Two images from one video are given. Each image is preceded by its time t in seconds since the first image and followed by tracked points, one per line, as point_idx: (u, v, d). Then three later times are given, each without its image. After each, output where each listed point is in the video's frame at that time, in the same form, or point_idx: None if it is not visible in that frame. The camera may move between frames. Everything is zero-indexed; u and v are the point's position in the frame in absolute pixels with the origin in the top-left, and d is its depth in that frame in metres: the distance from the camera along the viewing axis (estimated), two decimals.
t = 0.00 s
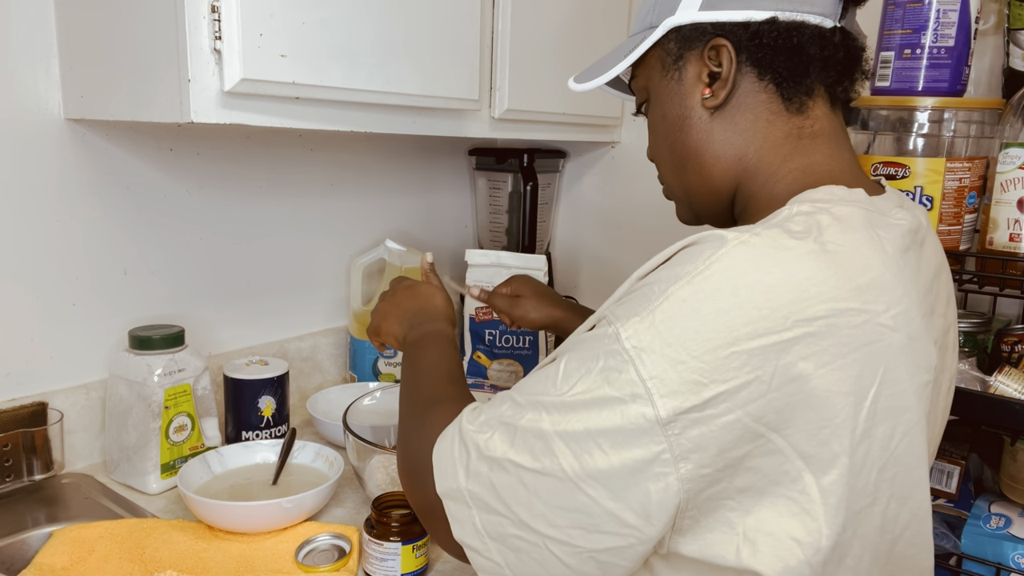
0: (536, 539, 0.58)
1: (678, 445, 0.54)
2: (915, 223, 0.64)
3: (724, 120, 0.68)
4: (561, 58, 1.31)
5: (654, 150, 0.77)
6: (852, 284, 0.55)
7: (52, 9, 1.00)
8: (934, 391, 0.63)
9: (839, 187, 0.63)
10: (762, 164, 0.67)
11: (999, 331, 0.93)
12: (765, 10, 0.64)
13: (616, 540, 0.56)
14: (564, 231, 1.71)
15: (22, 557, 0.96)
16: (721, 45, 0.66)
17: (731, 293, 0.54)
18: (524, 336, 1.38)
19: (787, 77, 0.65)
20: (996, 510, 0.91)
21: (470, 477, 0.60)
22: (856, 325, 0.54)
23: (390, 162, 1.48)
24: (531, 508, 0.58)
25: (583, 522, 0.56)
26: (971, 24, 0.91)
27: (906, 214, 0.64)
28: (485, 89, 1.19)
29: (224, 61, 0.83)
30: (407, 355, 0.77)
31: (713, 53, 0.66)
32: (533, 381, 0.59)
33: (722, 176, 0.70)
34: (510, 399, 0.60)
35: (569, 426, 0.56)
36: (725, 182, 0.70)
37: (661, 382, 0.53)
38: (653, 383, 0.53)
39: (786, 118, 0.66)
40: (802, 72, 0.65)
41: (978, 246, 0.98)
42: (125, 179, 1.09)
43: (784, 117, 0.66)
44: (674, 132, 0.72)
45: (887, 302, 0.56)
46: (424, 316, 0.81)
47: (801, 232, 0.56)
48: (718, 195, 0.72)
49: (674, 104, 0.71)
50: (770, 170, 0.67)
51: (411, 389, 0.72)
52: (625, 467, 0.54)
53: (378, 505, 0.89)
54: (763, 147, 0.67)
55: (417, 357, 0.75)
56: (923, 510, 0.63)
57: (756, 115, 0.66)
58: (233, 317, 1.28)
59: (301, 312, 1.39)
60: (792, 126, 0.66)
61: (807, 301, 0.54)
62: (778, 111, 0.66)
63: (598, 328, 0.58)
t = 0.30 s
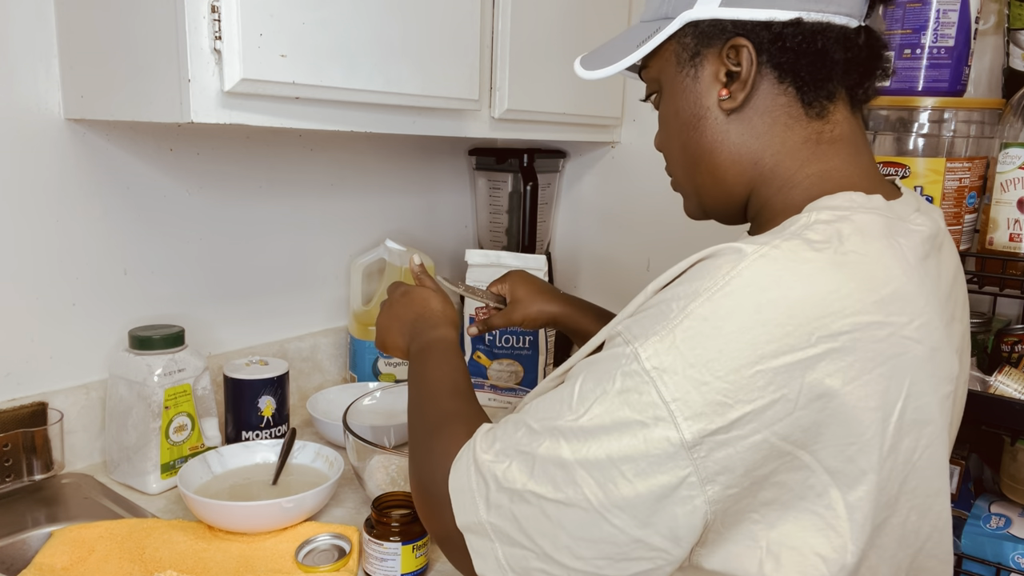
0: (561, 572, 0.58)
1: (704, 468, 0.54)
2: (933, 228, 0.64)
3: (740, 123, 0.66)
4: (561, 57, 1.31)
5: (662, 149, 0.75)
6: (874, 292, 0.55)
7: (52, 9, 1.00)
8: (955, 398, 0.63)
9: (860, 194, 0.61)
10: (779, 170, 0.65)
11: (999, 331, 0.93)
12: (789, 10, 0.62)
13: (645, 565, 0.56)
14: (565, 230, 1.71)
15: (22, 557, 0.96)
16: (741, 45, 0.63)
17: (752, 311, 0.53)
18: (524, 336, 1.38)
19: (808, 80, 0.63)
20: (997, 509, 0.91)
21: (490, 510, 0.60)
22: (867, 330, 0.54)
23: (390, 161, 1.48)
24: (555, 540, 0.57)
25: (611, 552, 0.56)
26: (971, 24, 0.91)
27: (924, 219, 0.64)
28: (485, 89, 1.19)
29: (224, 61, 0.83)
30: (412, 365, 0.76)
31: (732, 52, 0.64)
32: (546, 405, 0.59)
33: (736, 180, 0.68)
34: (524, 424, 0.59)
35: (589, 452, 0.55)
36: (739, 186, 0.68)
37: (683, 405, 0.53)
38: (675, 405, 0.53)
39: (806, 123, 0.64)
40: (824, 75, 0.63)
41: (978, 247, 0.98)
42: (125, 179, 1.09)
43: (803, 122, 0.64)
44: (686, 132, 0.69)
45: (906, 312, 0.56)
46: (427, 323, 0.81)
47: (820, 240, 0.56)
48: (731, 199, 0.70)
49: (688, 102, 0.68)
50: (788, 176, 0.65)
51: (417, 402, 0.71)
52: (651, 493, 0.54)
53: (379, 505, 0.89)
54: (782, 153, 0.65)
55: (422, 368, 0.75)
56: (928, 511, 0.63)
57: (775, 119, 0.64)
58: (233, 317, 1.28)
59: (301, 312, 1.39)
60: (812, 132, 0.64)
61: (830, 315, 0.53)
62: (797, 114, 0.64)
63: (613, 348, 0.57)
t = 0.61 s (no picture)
0: None
1: (774, 479, 0.52)
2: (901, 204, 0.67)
3: (741, 127, 0.64)
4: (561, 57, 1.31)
5: (639, 151, 0.70)
6: (871, 281, 0.56)
7: (52, 9, 1.00)
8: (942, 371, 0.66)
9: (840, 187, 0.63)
10: (773, 173, 0.65)
11: (999, 331, 0.93)
12: (795, 17, 0.62)
13: None
14: (564, 231, 1.71)
15: (22, 556, 0.96)
16: (749, 51, 0.62)
17: (781, 312, 0.53)
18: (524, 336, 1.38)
19: (809, 84, 0.64)
20: (997, 509, 0.91)
21: None
22: (873, 318, 0.55)
23: (390, 161, 1.48)
24: None
25: None
26: (971, 23, 0.91)
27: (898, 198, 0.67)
28: (485, 89, 1.19)
29: (224, 61, 0.83)
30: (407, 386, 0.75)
31: (739, 57, 0.62)
32: (584, 458, 0.55)
33: (727, 184, 0.66)
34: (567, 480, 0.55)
35: (656, 494, 0.52)
36: (730, 190, 0.66)
37: (739, 420, 0.51)
38: (732, 422, 0.51)
39: (797, 126, 0.65)
40: (821, 80, 0.65)
41: (978, 247, 0.98)
42: (126, 179, 1.09)
43: (795, 124, 0.65)
44: (682, 135, 0.66)
45: (898, 297, 0.57)
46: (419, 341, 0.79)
47: (812, 231, 0.57)
48: (717, 202, 0.68)
49: (688, 105, 0.64)
50: (784, 180, 0.65)
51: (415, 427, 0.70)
52: (737, 516, 0.52)
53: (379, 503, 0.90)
54: (777, 156, 0.65)
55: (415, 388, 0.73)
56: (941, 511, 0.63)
57: (773, 123, 0.64)
58: (233, 317, 1.28)
59: (301, 312, 1.39)
60: (800, 132, 0.65)
61: (837, 306, 0.54)
62: (792, 116, 0.64)
63: (638, 382, 0.55)
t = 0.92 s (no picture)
0: None
1: (813, 487, 0.50)
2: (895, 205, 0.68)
3: (742, 127, 0.64)
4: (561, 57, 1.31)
5: (640, 144, 0.71)
6: (877, 283, 0.56)
7: (51, 9, 1.00)
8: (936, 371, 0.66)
9: (839, 189, 0.63)
10: (771, 175, 0.65)
11: (999, 331, 0.93)
12: (800, 18, 0.62)
13: None
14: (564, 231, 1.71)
15: (22, 557, 0.97)
16: (753, 51, 0.61)
17: (802, 317, 0.52)
18: (524, 336, 1.38)
19: (813, 87, 0.63)
20: (996, 509, 0.91)
21: None
22: (884, 318, 0.55)
23: (390, 161, 1.48)
24: None
25: None
26: (971, 24, 0.91)
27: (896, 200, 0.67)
28: (485, 89, 1.19)
29: (225, 61, 0.83)
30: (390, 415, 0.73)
31: (742, 57, 0.62)
32: (623, 494, 0.50)
33: (726, 182, 0.66)
34: (613, 524, 0.50)
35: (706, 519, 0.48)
36: (728, 187, 0.67)
37: (774, 430, 0.49)
38: (767, 433, 0.49)
39: (799, 128, 0.65)
40: (825, 84, 0.64)
41: (978, 247, 0.98)
42: (125, 179, 1.09)
43: (797, 126, 0.64)
44: (681, 132, 0.65)
45: (903, 298, 0.57)
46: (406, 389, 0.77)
47: (818, 232, 0.57)
48: (715, 199, 0.68)
49: (688, 102, 0.64)
50: (784, 181, 0.65)
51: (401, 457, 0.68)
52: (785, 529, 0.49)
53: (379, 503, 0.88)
54: (776, 157, 0.64)
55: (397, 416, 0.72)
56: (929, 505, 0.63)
57: (774, 124, 0.64)
58: (233, 317, 1.28)
59: (301, 312, 1.39)
60: (803, 134, 0.65)
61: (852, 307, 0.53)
62: (795, 118, 0.64)
63: (661, 402, 0.51)
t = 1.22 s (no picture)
0: None
1: (846, 507, 0.53)
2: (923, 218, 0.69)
3: (774, 126, 0.63)
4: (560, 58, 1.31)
5: (669, 135, 0.70)
6: (917, 303, 0.56)
7: (52, 9, 1.00)
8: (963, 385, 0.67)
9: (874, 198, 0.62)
10: (802, 177, 0.64)
11: (999, 331, 0.93)
12: (844, 19, 0.61)
13: None
14: (564, 231, 1.71)
15: (22, 556, 0.97)
16: (793, 48, 0.61)
17: (842, 337, 0.53)
18: (524, 336, 1.38)
19: (849, 91, 0.62)
20: (997, 510, 0.91)
21: None
22: (920, 338, 0.55)
23: (390, 161, 1.48)
24: None
25: None
26: (971, 24, 0.91)
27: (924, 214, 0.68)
28: (485, 89, 1.19)
29: (225, 61, 0.83)
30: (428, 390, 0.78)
31: (781, 54, 0.61)
32: (651, 504, 0.53)
33: (753, 180, 0.66)
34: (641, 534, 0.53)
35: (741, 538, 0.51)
36: (755, 186, 0.66)
37: (811, 452, 0.51)
38: (803, 454, 0.51)
39: (834, 131, 0.64)
40: (863, 88, 0.63)
41: (978, 247, 0.98)
42: (126, 179, 1.09)
43: (831, 130, 0.64)
44: (712, 126, 0.65)
45: (937, 320, 0.57)
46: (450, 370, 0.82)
47: (857, 246, 0.57)
48: (741, 197, 0.68)
49: (721, 96, 0.64)
50: (814, 184, 0.64)
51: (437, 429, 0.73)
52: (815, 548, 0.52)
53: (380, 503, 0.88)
54: (808, 160, 0.64)
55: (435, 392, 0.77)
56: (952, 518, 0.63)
57: (808, 125, 0.63)
58: (233, 317, 1.28)
59: (301, 312, 1.39)
60: (837, 139, 0.64)
61: (891, 328, 0.54)
62: (830, 122, 0.63)
63: (693, 416, 0.53)
